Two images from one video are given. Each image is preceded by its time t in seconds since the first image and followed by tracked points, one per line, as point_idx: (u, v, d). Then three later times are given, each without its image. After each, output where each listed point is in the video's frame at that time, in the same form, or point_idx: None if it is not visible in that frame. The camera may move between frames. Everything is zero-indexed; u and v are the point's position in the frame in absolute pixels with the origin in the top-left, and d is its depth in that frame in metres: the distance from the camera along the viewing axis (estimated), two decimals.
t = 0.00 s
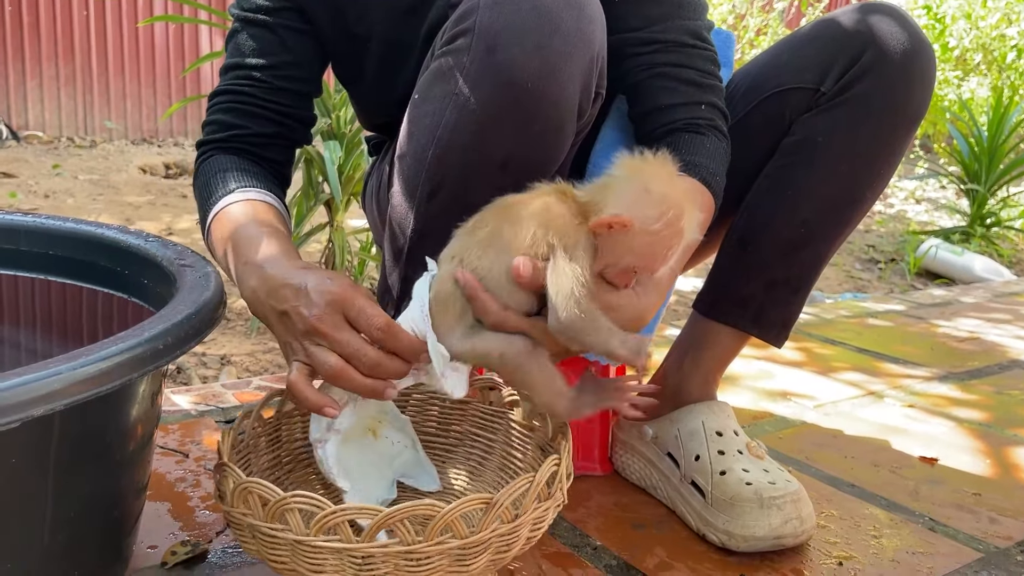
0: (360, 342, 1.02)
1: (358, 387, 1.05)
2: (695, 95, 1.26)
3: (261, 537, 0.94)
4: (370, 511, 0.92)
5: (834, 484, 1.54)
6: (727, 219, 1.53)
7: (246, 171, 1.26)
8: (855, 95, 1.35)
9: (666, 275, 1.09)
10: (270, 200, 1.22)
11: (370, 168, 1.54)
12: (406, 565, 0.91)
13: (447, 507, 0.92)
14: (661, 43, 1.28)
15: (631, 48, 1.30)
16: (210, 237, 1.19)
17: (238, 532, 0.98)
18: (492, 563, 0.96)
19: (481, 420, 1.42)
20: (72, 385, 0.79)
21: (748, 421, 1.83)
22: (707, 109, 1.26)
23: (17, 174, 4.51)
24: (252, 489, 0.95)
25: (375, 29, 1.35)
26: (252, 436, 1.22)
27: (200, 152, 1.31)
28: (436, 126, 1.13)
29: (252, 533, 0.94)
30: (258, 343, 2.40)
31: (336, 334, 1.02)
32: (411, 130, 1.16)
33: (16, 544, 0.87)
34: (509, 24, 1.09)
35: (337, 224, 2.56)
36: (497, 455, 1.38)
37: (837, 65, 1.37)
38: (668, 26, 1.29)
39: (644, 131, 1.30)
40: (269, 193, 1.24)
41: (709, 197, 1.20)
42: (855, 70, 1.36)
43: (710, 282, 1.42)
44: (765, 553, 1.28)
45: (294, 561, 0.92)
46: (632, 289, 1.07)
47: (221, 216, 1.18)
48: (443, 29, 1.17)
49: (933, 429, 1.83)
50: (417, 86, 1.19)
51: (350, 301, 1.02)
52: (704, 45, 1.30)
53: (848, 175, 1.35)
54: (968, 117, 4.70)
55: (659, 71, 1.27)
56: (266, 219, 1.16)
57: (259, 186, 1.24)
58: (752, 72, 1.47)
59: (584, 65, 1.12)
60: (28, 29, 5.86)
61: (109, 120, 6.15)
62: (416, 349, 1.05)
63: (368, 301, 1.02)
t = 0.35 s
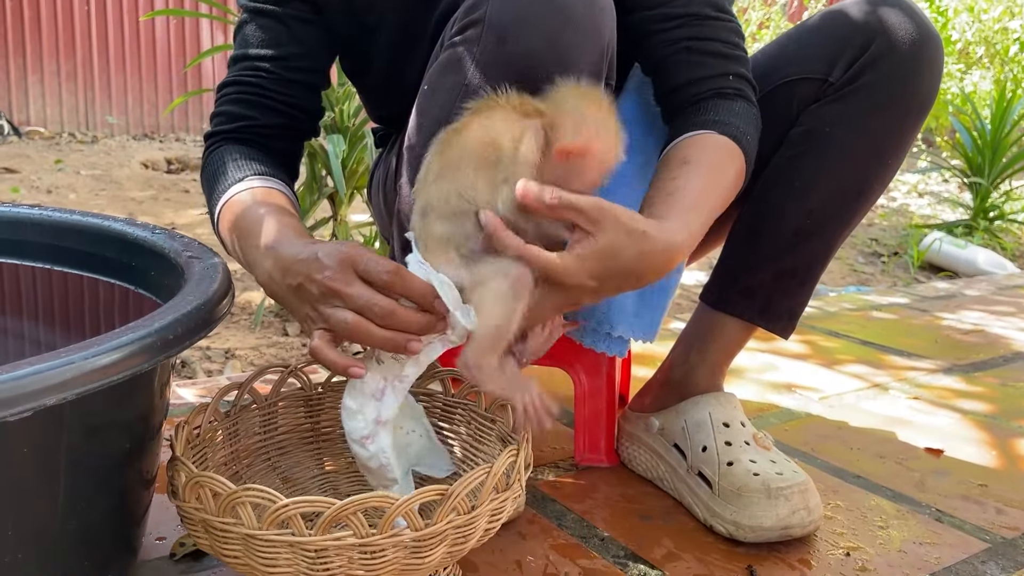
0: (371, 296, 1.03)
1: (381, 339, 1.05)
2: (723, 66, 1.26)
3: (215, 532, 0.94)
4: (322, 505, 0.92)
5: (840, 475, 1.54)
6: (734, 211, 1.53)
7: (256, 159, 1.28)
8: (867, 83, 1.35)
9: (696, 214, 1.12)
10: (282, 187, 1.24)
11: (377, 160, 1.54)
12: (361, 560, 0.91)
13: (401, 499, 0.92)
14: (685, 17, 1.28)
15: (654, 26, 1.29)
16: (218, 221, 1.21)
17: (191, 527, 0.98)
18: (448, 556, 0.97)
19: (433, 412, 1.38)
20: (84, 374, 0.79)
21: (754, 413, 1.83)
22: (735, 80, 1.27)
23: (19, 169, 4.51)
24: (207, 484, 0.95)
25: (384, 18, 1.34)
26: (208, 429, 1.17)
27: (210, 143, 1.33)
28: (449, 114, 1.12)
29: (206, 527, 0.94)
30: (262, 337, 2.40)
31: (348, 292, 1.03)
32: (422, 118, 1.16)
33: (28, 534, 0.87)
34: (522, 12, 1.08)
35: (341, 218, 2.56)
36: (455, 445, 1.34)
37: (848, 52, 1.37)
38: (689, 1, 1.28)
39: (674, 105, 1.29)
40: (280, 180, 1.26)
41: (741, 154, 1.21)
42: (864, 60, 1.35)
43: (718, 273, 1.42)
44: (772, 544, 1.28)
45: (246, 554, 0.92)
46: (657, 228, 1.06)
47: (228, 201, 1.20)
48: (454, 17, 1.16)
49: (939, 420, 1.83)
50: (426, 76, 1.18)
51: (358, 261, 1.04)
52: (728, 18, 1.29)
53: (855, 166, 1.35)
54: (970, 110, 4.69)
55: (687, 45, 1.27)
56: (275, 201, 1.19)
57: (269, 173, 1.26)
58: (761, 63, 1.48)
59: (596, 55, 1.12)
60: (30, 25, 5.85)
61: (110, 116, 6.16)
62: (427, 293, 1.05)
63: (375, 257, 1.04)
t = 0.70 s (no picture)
0: (332, 291, 1.01)
1: (352, 334, 1.03)
2: (708, 80, 1.28)
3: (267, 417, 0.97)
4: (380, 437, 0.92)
5: (840, 473, 1.54)
6: (735, 210, 1.54)
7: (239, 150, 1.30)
8: (868, 83, 1.35)
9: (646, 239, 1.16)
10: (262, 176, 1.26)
11: (378, 159, 1.54)
12: (387, 501, 0.89)
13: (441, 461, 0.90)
14: (675, 34, 1.28)
15: (649, 39, 1.29)
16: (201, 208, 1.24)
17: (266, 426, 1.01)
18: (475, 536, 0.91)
19: (470, 386, 1.39)
20: (86, 374, 0.79)
21: (755, 411, 1.83)
22: (718, 94, 1.29)
23: (19, 167, 4.51)
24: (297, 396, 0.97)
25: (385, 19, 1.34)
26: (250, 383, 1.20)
27: (198, 130, 1.35)
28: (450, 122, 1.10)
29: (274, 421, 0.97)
30: (262, 335, 2.40)
31: (309, 290, 1.02)
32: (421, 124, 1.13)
33: (30, 535, 0.87)
34: (526, 21, 1.07)
35: (341, 216, 2.55)
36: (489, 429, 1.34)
37: (851, 51, 1.37)
38: (679, 17, 1.28)
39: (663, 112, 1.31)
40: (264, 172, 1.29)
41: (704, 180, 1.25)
42: (867, 59, 1.35)
43: (719, 271, 1.42)
44: (773, 542, 1.28)
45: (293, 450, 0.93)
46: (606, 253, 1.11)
47: (209, 191, 1.24)
48: (457, 21, 1.14)
49: (939, 418, 1.83)
50: (429, 80, 1.16)
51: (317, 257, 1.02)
52: (720, 31, 1.31)
53: (856, 164, 1.35)
54: (971, 107, 4.68)
55: (674, 61, 1.28)
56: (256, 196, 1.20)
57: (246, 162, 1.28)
58: (764, 62, 1.48)
59: (601, 60, 1.13)
60: (29, 23, 5.85)
61: (110, 114, 6.16)
62: (392, 290, 0.99)
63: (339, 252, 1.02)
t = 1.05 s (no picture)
0: (319, 301, 1.00)
1: (343, 340, 1.03)
2: (715, 83, 1.26)
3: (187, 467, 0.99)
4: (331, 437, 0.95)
5: (840, 471, 1.54)
6: (736, 207, 1.53)
7: (244, 151, 1.30)
8: (869, 82, 1.35)
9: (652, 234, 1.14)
10: (264, 176, 1.27)
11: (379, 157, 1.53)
12: (359, 501, 0.95)
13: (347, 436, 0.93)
14: (682, 33, 1.26)
15: (653, 39, 1.28)
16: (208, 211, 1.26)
17: (195, 481, 0.99)
18: (436, 499, 1.01)
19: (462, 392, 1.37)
20: (85, 371, 0.79)
21: (754, 408, 1.83)
22: (725, 98, 1.26)
23: (19, 165, 4.51)
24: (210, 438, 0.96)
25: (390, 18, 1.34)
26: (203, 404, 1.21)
27: (209, 130, 1.37)
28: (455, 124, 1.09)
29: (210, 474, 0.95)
30: (262, 333, 2.39)
31: (297, 300, 1.02)
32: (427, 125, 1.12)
33: (28, 532, 0.87)
34: (533, 25, 1.07)
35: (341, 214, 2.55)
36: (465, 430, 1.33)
37: (851, 51, 1.37)
38: (691, 18, 1.27)
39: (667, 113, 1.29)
40: (270, 173, 1.29)
41: (710, 178, 1.21)
42: (870, 57, 1.35)
43: (719, 269, 1.42)
44: (772, 540, 1.28)
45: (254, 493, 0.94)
46: (617, 239, 1.08)
47: (214, 197, 1.25)
48: (466, 19, 1.12)
49: (939, 416, 1.83)
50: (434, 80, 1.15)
51: (299, 268, 1.00)
52: (725, 35, 1.28)
53: (857, 162, 1.35)
54: (971, 105, 4.68)
55: (679, 62, 1.26)
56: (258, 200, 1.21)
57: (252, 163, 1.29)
58: (769, 58, 1.47)
59: (608, 63, 1.14)
60: (29, 21, 5.85)
61: (109, 112, 6.15)
62: (370, 297, 0.96)
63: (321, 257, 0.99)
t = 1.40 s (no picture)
0: (274, 328, 1.01)
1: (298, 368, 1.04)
2: (717, 83, 1.26)
3: (182, 480, 0.98)
4: (327, 460, 0.94)
5: (841, 470, 1.54)
6: (737, 206, 1.54)
7: (261, 159, 1.30)
8: (869, 81, 1.35)
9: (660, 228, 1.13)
10: (276, 186, 1.27)
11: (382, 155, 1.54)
12: (358, 521, 0.94)
13: (345, 458, 0.93)
14: (685, 35, 1.27)
15: (653, 40, 1.29)
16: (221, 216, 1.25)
17: (192, 496, 0.99)
18: (435, 513, 1.01)
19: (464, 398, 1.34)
20: (87, 369, 0.79)
21: (755, 408, 1.83)
22: (728, 96, 1.26)
23: (19, 163, 4.51)
24: (205, 455, 0.96)
25: (396, 19, 1.34)
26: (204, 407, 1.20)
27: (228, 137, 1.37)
28: (460, 122, 1.12)
29: (206, 492, 0.95)
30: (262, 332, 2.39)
31: (258, 323, 1.03)
32: (432, 123, 1.15)
33: (30, 529, 0.87)
34: (538, 24, 1.07)
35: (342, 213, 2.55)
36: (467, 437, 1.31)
37: (850, 50, 1.37)
38: (691, 19, 1.27)
39: (666, 113, 1.29)
40: (277, 181, 1.29)
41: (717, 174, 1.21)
42: (871, 55, 1.35)
43: (721, 268, 1.42)
44: (773, 539, 1.28)
45: (250, 513, 0.93)
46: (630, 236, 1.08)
47: (224, 203, 1.25)
48: (469, 20, 1.15)
49: (940, 415, 1.83)
50: (440, 79, 1.17)
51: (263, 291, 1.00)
52: (728, 34, 1.29)
53: (858, 161, 1.35)
54: (971, 105, 4.69)
55: (683, 61, 1.26)
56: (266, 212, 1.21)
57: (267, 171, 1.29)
58: (766, 58, 1.48)
59: (612, 63, 1.12)
60: (30, 20, 5.85)
61: (110, 111, 6.15)
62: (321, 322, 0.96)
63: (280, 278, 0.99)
